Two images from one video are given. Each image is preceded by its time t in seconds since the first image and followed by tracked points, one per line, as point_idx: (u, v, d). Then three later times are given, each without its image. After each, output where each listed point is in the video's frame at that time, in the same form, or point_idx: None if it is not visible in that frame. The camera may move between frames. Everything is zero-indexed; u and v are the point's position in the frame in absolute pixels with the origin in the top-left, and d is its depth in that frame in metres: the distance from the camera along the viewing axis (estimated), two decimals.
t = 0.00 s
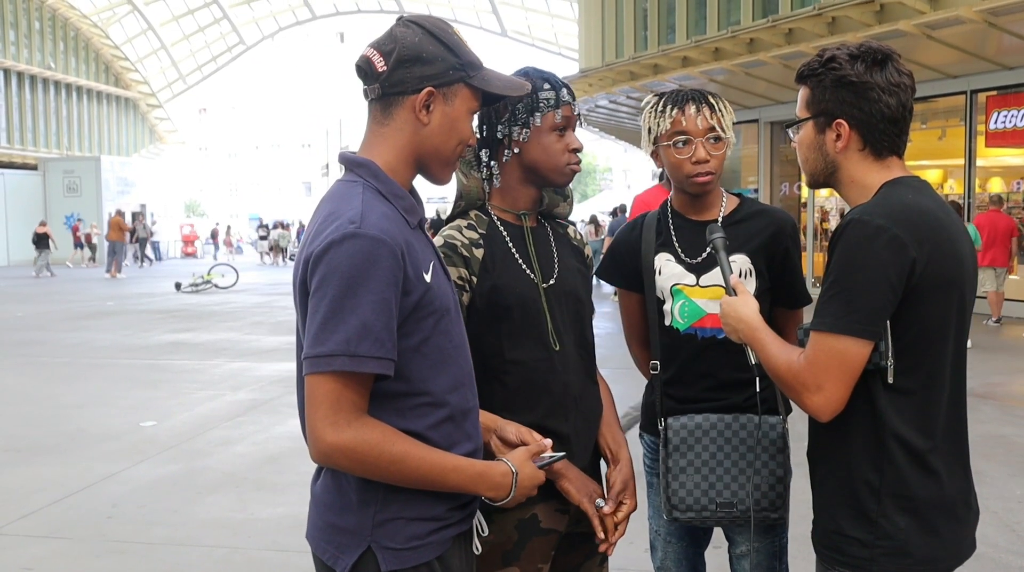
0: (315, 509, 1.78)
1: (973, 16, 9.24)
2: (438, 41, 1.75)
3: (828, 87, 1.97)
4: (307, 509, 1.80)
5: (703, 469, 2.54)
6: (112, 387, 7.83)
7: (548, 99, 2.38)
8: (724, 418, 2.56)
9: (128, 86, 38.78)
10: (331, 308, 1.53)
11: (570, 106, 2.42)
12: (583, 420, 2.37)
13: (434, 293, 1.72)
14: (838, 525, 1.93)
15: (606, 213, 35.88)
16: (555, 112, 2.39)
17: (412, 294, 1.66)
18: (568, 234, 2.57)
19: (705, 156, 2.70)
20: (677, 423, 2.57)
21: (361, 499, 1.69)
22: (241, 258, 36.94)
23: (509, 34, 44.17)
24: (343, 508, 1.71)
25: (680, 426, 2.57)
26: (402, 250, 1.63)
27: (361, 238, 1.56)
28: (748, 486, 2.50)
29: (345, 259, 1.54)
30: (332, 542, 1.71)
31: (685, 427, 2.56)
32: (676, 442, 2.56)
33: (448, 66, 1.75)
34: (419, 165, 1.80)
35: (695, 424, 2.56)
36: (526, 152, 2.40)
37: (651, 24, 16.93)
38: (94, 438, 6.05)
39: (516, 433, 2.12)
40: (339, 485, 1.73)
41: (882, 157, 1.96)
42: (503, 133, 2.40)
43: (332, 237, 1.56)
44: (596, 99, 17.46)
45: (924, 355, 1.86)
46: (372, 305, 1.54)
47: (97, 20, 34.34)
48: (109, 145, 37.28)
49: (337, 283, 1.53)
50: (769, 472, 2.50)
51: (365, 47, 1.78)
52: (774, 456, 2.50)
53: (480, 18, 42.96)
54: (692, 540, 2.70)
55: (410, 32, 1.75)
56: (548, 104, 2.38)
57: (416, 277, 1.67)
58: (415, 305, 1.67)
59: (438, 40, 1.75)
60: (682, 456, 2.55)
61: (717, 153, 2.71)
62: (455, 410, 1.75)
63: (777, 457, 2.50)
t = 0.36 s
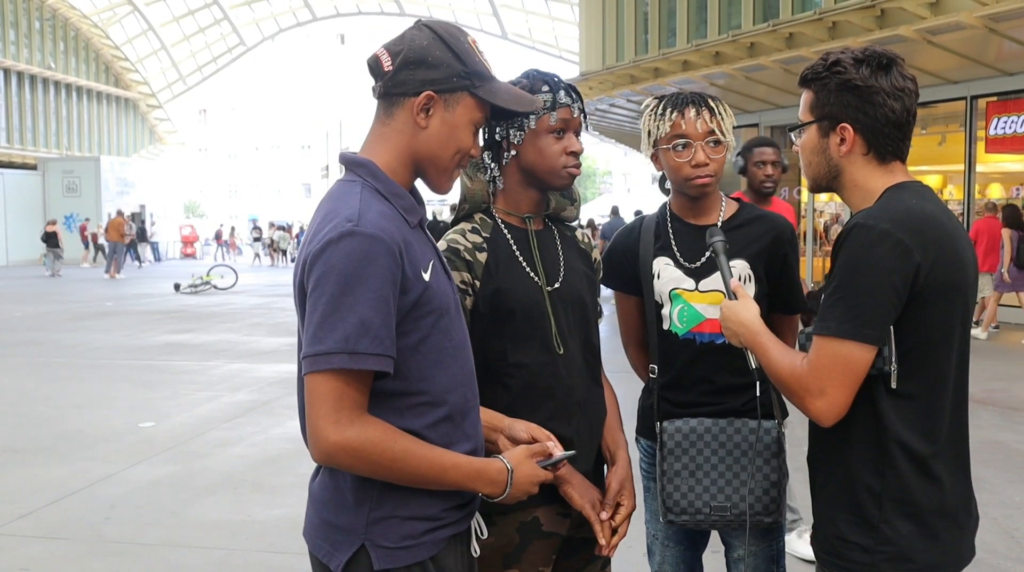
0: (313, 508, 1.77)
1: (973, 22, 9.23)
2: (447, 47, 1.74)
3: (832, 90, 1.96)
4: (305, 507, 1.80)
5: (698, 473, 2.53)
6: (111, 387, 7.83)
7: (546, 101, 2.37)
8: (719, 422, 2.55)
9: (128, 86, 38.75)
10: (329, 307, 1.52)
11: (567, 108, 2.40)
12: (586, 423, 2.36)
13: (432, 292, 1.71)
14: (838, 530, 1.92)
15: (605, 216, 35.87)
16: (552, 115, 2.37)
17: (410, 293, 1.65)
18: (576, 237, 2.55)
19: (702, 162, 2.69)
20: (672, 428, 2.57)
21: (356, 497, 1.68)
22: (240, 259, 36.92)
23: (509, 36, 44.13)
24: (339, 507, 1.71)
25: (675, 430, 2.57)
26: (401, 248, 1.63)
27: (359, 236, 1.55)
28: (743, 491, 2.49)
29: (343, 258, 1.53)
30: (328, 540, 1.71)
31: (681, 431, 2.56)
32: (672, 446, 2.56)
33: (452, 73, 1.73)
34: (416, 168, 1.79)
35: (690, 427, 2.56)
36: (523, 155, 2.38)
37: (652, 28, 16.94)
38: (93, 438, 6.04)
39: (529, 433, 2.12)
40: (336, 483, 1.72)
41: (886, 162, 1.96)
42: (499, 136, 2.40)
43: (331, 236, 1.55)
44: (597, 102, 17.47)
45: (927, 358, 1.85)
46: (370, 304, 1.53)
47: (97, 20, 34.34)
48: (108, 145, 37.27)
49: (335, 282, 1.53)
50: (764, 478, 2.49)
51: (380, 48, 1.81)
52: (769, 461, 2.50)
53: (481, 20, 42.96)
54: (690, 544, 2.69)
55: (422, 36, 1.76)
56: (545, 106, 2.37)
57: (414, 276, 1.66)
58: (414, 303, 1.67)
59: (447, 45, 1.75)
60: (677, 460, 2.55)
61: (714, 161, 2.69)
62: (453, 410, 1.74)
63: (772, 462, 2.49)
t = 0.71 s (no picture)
0: (293, 502, 1.77)
1: (977, 23, 9.22)
2: (457, 59, 1.75)
3: (839, 90, 1.95)
4: (286, 501, 1.79)
5: (698, 474, 2.52)
6: (111, 385, 7.82)
7: (552, 101, 2.37)
8: (721, 423, 2.54)
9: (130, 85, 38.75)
10: (309, 300, 1.52)
11: (576, 108, 2.39)
12: (589, 422, 2.35)
13: (416, 288, 1.70)
14: (840, 531, 1.91)
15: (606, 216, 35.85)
16: (556, 115, 2.37)
17: (393, 288, 1.64)
18: (582, 236, 2.54)
19: (699, 167, 2.67)
20: (673, 428, 2.56)
21: (334, 490, 1.68)
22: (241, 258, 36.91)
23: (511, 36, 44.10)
24: (317, 501, 1.70)
25: (677, 431, 2.56)
26: (384, 243, 1.62)
27: (341, 230, 1.55)
28: (744, 492, 2.48)
29: (324, 252, 1.53)
30: (307, 534, 1.70)
31: (682, 432, 2.55)
32: (673, 446, 2.56)
33: (454, 85, 1.73)
34: (399, 172, 1.78)
35: (691, 428, 2.55)
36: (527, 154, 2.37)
37: (654, 27, 16.92)
38: (93, 436, 6.03)
39: (508, 422, 2.09)
40: (316, 476, 1.72)
41: (891, 162, 1.95)
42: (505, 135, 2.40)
43: (312, 229, 1.55)
44: (599, 101, 17.46)
45: (931, 359, 1.84)
46: (350, 297, 1.52)
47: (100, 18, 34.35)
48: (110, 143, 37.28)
49: (316, 275, 1.52)
50: (766, 479, 2.48)
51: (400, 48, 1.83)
52: (771, 463, 2.49)
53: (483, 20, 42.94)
54: (691, 545, 2.68)
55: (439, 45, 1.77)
56: (551, 106, 2.37)
57: (397, 271, 1.65)
58: (397, 298, 1.66)
59: (458, 58, 1.75)
60: (677, 461, 2.54)
61: (712, 168, 2.67)
62: (434, 407, 1.73)
63: (774, 464, 2.49)
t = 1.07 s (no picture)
0: (276, 492, 1.78)
1: (984, 17, 9.17)
2: (444, 55, 1.74)
3: (856, 82, 1.95)
4: (269, 492, 1.81)
5: (703, 468, 2.53)
6: (118, 376, 7.85)
7: (562, 94, 2.36)
8: (726, 417, 2.54)
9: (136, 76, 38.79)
10: (296, 278, 1.54)
11: (582, 103, 2.38)
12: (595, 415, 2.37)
13: (404, 275, 1.72)
14: (850, 526, 1.91)
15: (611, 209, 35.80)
16: (565, 108, 2.36)
17: (380, 273, 1.66)
18: (590, 230, 2.55)
19: (702, 159, 2.68)
20: (678, 421, 2.57)
21: (314, 479, 1.69)
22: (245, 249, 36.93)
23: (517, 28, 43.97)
24: (298, 490, 1.71)
25: (681, 424, 2.56)
26: (372, 229, 1.64)
27: (328, 212, 1.57)
28: (748, 487, 2.49)
29: (312, 233, 1.56)
30: (287, 523, 1.71)
31: (687, 425, 2.56)
32: (678, 439, 2.56)
33: (442, 82, 1.73)
34: (394, 166, 1.80)
35: (697, 422, 2.55)
36: (535, 148, 2.38)
37: (661, 20, 16.87)
38: (99, 427, 6.06)
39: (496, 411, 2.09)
40: (298, 466, 1.74)
41: (904, 156, 1.96)
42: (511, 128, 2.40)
43: (301, 211, 1.58)
44: (605, 94, 17.43)
45: (944, 354, 1.85)
46: (335, 276, 1.54)
47: (105, 9, 34.34)
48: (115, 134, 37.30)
49: (303, 254, 1.55)
50: (770, 474, 2.48)
51: (391, 44, 1.84)
52: (775, 458, 2.49)
53: (489, 12, 42.82)
54: (697, 538, 2.68)
55: (427, 40, 1.77)
56: (560, 99, 2.36)
57: (386, 258, 1.67)
58: (384, 285, 1.67)
59: (445, 53, 1.75)
60: (682, 454, 2.55)
61: (722, 158, 2.67)
62: (416, 397, 1.73)
63: (778, 459, 2.48)
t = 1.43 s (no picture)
0: (281, 485, 1.79)
1: (1000, 13, 9.09)
2: (446, 46, 1.75)
3: (880, 75, 1.94)
4: (275, 484, 1.82)
5: (716, 463, 2.53)
6: (130, 369, 7.89)
7: (572, 88, 2.35)
8: (739, 413, 2.53)
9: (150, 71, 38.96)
10: (296, 273, 1.55)
11: (592, 97, 2.37)
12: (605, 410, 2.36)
13: (405, 270, 1.71)
14: (866, 524, 1.90)
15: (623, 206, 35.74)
16: (576, 102, 2.35)
17: (380, 268, 1.66)
18: (601, 225, 2.54)
19: (721, 151, 2.66)
20: (691, 416, 2.56)
21: (317, 471, 1.70)
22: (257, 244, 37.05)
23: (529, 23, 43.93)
24: (301, 482, 1.72)
25: (694, 419, 2.56)
26: (372, 224, 1.64)
27: (329, 207, 1.57)
28: (762, 483, 2.48)
29: (312, 227, 1.56)
30: (293, 514, 1.72)
31: (700, 420, 2.55)
32: (690, 434, 2.55)
33: (444, 72, 1.73)
34: (398, 157, 1.80)
35: (710, 417, 2.54)
36: (546, 140, 2.38)
37: (674, 16, 16.81)
38: (111, 421, 6.09)
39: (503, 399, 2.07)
40: (302, 457, 1.75)
41: (925, 150, 1.95)
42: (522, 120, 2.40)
43: (302, 206, 1.58)
44: (617, 90, 17.39)
45: (964, 352, 1.84)
46: (334, 271, 1.54)
47: (120, 4, 34.49)
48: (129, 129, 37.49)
49: (303, 249, 1.55)
50: (783, 470, 2.47)
51: (394, 36, 1.84)
52: (789, 454, 2.47)
53: (502, 8, 42.77)
54: (708, 534, 2.68)
55: (430, 32, 1.77)
56: (570, 92, 2.35)
57: (386, 252, 1.67)
58: (384, 280, 1.67)
59: (448, 44, 1.75)
60: (695, 449, 2.54)
61: (739, 150, 2.66)
62: (418, 391, 1.73)
63: (792, 455, 2.47)
